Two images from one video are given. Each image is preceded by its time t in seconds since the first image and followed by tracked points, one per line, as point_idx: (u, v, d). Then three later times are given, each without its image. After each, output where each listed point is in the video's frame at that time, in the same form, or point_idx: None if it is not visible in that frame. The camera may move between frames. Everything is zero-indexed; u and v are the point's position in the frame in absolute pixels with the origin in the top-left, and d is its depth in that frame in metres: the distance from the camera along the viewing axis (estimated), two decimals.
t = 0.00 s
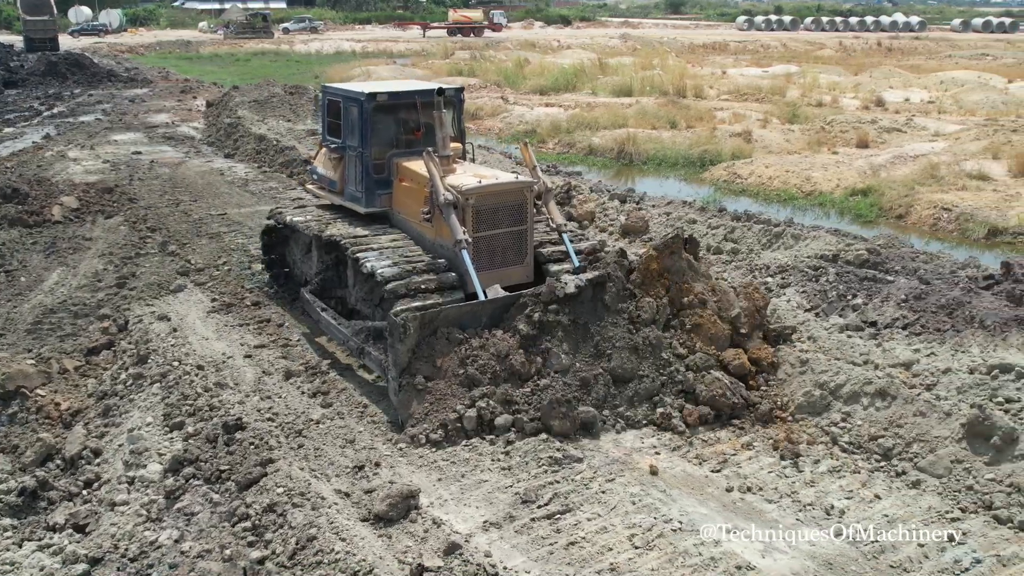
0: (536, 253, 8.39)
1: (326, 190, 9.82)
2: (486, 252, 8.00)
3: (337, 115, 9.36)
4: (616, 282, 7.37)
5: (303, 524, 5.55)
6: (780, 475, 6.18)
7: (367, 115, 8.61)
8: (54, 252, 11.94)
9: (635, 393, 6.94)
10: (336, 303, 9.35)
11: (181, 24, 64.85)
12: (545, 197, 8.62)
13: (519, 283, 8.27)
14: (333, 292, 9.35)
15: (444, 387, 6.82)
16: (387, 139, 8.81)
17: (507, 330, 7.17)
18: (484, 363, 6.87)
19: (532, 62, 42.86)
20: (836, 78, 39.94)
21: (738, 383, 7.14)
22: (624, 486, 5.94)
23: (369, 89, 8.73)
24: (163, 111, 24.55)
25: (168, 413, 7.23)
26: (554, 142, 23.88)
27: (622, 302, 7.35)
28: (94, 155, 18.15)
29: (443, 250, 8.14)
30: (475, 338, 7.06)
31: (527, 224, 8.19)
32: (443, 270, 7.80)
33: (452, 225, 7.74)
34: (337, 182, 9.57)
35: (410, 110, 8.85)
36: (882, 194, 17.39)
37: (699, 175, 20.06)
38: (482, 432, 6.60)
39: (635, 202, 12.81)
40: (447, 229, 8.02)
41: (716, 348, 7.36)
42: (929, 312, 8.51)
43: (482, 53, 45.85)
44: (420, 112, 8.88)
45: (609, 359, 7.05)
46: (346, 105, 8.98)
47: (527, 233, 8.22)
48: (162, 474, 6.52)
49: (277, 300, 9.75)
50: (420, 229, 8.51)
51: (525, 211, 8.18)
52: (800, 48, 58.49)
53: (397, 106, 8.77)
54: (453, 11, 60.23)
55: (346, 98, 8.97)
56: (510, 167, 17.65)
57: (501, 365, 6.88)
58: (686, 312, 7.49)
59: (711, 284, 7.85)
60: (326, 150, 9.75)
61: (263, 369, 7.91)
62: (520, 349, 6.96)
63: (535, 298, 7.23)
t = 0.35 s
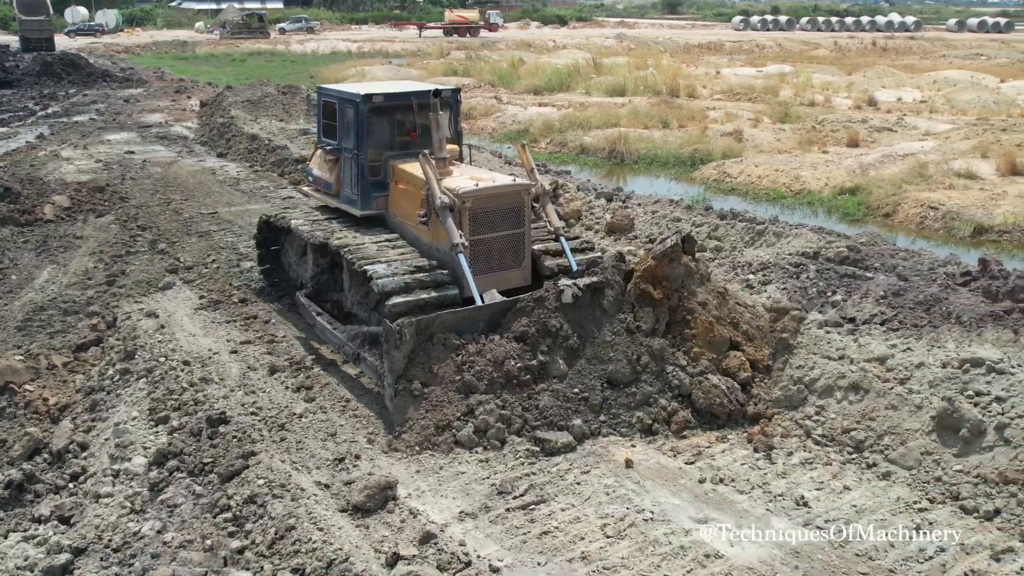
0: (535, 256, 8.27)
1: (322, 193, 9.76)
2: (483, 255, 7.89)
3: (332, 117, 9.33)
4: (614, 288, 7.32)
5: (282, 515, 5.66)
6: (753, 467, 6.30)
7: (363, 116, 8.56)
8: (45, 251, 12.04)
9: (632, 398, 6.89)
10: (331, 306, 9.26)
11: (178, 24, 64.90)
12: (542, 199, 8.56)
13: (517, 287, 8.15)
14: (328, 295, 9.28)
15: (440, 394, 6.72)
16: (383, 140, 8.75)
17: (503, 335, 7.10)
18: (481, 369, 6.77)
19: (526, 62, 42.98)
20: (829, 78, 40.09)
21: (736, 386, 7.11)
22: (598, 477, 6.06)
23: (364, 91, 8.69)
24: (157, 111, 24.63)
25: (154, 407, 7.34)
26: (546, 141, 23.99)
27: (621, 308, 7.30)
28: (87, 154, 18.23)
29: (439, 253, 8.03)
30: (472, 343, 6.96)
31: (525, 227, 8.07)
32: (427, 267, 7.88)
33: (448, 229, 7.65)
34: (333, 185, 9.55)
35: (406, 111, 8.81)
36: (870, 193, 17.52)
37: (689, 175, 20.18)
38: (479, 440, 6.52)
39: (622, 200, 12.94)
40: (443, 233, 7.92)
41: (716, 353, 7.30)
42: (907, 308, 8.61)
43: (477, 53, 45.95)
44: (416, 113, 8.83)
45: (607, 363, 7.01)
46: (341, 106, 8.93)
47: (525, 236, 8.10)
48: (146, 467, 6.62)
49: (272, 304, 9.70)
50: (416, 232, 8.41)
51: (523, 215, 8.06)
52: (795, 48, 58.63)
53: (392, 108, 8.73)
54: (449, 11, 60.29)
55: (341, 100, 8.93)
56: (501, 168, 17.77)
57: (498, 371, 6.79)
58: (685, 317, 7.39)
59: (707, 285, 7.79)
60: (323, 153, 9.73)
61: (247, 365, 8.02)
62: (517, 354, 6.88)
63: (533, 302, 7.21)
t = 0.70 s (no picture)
0: (532, 256, 8.36)
1: (319, 193, 9.71)
2: (481, 256, 7.95)
3: (329, 118, 9.30)
4: (614, 289, 7.30)
5: (266, 501, 5.82)
6: (726, 455, 6.47)
7: (360, 117, 8.54)
8: (39, 248, 12.19)
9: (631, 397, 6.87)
10: (330, 308, 9.24)
11: (174, 24, 64.91)
12: (541, 200, 8.62)
13: (515, 287, 8.23)
14: (326, 297, 9.24)
15: (439, 395, 6.80)
16: (380, 140, 8.73)
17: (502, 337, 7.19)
18: (480, 371, 6.84)
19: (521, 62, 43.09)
20: (823, 77, 40.26)
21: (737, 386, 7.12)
22: (575, 465, 6.23)
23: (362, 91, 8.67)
24: (151, 110, 24.75)
25: (144, 399, 7.51)
26: (538, 140, 24.14)
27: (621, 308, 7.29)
28: (82, 153, 18.36)
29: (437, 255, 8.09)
30: (471, 345, 7.04)
31: (523, 229, 8.15)
32: (413, 262, 8.04)
33: (447, 230, 7.70)
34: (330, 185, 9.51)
35: (403, 112, 8.80)
36: (858, 191, 17.70)
37: (680, 173, 20.33)
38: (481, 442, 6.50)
39: (609, 197, 13.11)
40: (441, 234, 7.98)
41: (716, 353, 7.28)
42: (884, 302, 8.77)
43: (473, 54, 46.08)
44: (413, 113, 8.82)
45: (608, 364, 6.99)
46: (337, 107, 8.90)
47: (523, 237, 8.18)
48: (135, 456, 6.78)
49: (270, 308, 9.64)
50: (414, 234, 8.47)
51: (521, 215, 8.14)
52: (790, 48, 58.82)
53: (389, 108, 8.71)
54: (445, 10, 60.36)
55: (338, 100, 8.90)
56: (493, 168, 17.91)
57: (496, 373, 6.86)
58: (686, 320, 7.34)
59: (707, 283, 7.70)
60: (319, 153, 9.69)
61: (236, 358, 8.19)
62: (516, 355, 6.95)
63: (532, 305, 7.23)
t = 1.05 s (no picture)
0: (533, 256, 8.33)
1: (319, 193, 9.68)
2: (482, 256, 7.92)
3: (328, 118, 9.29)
4: (614, 290, 7.32)
5: (255, 484, 6.03)
6: (702, 441, 6.67)
7: (361, 117, 8.53)
8: (36, 244, 12.38)
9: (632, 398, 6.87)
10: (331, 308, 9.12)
11: (171, 24, 65.00)
12: (542, 199, 8.57)
13: (516, 287, 8.20)
14: (327, 298, 9.13)
15: (440, 395, 6.79)
16: (380, 141, 8.72)
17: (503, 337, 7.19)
18: (480, 370, 6.85)
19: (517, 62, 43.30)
20: (816, 77, 40.52)
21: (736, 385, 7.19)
22: (555, 451, 6.45)
23: (362, 91, 8.66)
24: (148, 110, 24.94)
25: (138, 389, 7.71)
26: (532, 138, 24.34)
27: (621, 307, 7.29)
28: (78, 152, 18.54)
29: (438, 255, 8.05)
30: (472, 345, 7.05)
31: (524, 229, 8.13)
32: (403, 255, 8.23)
33: (448, 230, 7.67)
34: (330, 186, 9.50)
35: (403, 111, 8.79)
36: (846, 189, 17.91)
37: (671, 172, 20.54)
38: (480, 442, 6.50)
39: (597, 195, 13.33)
40: (441, 234, 7.95)
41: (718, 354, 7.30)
42: (862, 295, 8.96)
43: (468, 53, 46.30)
44: (414, 114, 8.82)
45: (607, 364, 6.97)
46: (337, 107, 8.89)
47: (524, 237, 8.16)
48: (129, 443, 6.98)
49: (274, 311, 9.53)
50: (414, 234, 8.43)
51: (521, 214, 8.12)
52: (785, 48, 59.10)
53: (390, 108, 8.70)
54: (442, 11, 60.50)
55: (338, 100, 8.89)
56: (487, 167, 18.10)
57: (497, 372, 6.87)
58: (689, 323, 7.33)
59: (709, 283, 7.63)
60: (319, 154, 9.66)
61: (228, 349, 8.39)
62: (516, 355, 6.96)
63: (533, 305, 7.26)
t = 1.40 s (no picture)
0: (533, 255, 8.29)
1: (320, 193, 9.75)
2: (483, 254, 7.88)
3: (329, 118, 9.33)
4: (616, 289, 7.42)
5: (247, 466, 6.27)
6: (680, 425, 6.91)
7: (361, 117, 8.57)
8: (34, 240, 12.60)
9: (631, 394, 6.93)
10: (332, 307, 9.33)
11: (168, 24, 65.08)
12: (543, 199, 8.47)
13: (517, 286, 8.17)
14: (329, 297, 9.34)
15: (442, 392, 6.83)
16: (382, 141, 8.78)
17: (505, 335, 7.21)
18: (482, 367, 6.88)
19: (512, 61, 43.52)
20: (810, 77, 40.80)
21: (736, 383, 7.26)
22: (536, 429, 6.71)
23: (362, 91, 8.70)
24: (145, 109, 25.15)
25: (134, 377, 7.95)
26: (525, 137, 24.58)
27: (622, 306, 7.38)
28: (76, 150, 18.75)
29: (440, 254, 8.02)
30: (474, 342, 7.07)
31: (525, 227, 8.09)
32: (395, 247, 8.46)
33: (449, 230, 7.63)
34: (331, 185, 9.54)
35: (404, 111, 8.84)
36: (834, 186, 18.16)
37: (661, 169, 20.77)
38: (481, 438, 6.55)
39: (586, 191, 13.58)
40: (443, 233, 7.91)
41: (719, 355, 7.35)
42: (840, 288, 9.19)
43: (464, 54, 46.56)
44: (414, 113, 8.86)
45: (608, 362, 7.08)
46: (338, 107, 8.92)
47: (525, 236, 8.12)
48: (126, 429, 7.21)
49: (274, 305, 9.75)
50: (416, 234, 8.40)
51: (523, 214, 8.08)
52: (779, 48, 59.46)
53: (390, 108, 8.74)
54: (439, 11, 60.63)
55: (338, 100, 8.92)
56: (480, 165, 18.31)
57: (499, 370, 6.90)
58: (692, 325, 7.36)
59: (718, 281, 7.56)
60: (320, 153, 9.70)
61: (222, 339, 8.64)
62: (518, 352, 7.00)
63: (534, 303, 7.30)
